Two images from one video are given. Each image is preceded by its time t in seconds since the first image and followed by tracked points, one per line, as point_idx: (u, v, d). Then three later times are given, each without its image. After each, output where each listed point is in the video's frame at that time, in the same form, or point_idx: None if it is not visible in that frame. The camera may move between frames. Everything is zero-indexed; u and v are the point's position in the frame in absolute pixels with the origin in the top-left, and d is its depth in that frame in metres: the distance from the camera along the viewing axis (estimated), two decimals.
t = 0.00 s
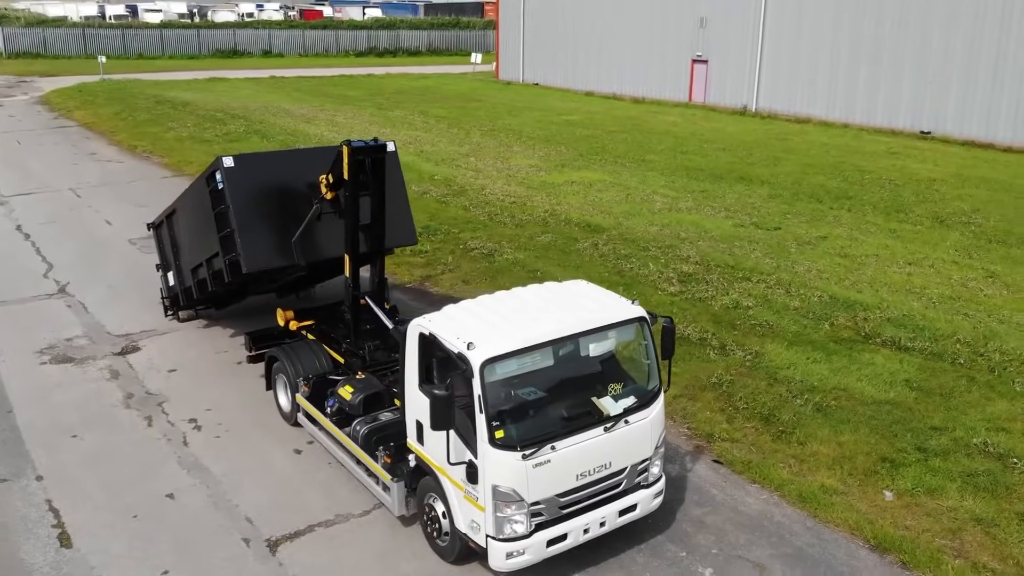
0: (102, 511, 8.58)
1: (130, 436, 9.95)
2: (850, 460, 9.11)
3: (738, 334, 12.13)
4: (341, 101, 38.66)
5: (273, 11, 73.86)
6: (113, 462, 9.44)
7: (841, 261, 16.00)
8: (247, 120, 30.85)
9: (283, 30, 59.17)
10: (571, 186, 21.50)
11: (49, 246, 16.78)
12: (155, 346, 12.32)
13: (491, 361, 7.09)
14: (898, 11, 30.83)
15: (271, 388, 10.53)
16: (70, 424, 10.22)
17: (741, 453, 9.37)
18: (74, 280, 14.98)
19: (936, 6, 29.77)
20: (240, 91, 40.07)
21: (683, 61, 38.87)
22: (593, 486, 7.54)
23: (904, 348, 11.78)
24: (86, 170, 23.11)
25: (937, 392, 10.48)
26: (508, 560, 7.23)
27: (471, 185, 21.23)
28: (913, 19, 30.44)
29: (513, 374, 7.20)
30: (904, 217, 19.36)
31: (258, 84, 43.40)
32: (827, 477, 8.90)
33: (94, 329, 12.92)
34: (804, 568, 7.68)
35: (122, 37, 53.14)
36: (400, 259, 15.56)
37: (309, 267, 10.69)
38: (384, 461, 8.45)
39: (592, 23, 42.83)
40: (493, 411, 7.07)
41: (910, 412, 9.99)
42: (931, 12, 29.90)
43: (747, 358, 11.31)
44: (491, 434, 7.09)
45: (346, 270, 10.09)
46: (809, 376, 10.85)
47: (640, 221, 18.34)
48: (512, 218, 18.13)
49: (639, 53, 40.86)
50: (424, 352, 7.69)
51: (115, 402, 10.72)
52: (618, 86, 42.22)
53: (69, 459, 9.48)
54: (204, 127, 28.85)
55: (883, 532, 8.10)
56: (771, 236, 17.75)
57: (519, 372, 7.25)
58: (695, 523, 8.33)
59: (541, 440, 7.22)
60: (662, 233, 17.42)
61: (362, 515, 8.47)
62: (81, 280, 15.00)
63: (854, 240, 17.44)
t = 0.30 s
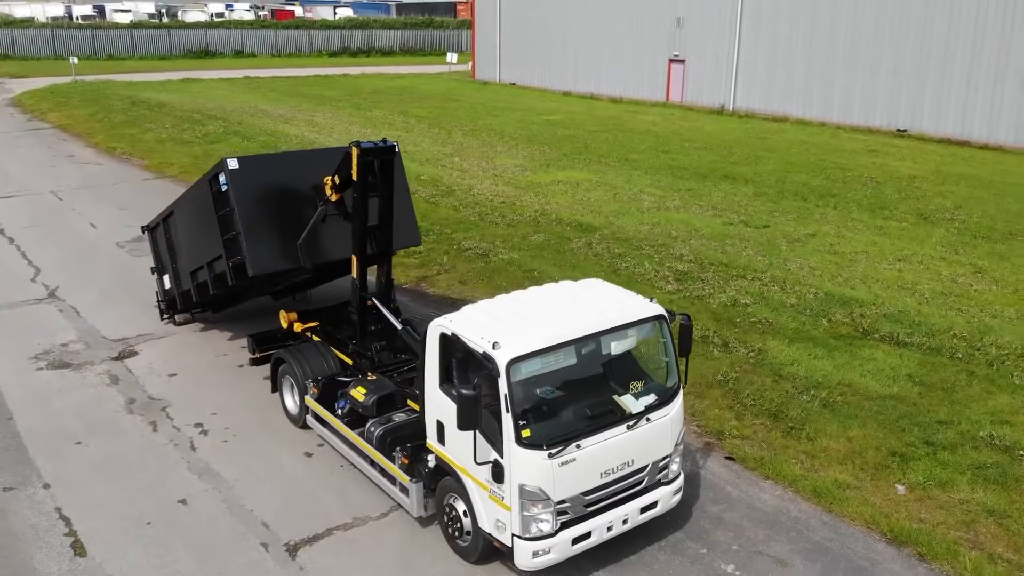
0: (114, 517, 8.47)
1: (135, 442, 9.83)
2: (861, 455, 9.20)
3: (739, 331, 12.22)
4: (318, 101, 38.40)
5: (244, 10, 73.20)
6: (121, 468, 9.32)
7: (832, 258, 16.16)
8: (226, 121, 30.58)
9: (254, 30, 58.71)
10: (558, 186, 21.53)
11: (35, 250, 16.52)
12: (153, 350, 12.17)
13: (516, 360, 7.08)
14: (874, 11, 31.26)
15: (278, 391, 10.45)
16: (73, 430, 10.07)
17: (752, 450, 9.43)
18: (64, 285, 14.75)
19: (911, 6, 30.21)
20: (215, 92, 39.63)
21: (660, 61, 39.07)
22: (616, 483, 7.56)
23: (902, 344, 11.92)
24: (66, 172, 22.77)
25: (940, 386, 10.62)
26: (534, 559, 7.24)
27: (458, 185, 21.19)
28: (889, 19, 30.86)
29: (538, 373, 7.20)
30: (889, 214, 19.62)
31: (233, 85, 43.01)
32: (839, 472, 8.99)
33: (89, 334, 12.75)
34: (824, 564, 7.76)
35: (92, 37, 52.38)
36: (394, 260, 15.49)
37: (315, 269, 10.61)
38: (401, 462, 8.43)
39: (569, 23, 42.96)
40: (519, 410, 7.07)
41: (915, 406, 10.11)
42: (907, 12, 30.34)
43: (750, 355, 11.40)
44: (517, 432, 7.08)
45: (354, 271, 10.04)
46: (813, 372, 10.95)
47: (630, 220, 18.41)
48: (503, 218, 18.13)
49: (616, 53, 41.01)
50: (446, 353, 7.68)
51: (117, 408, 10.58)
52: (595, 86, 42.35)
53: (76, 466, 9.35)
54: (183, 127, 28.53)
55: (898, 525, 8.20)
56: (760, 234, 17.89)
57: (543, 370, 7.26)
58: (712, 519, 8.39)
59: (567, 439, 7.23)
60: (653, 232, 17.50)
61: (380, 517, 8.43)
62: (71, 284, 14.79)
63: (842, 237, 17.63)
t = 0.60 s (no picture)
0: (130, 523, 8.36)
1: (144, 447, 9.71)
2: (873, 449, 9.32)
3: (740, 328, 12.32)
4: (296, 102, 38.11)
5: (214, 10, 72.44)
6: (132, 473, 9.20)
7: (823, 255, 16.34)
8: (205, 122, 30.26)
9: (226, 30, 58.12)
10: (546, 185, 21.57)
11: (22, 254, 16.25)
12: (154, 354, 12.03)
13: (545, 358, 7.09)
14: (850, 11, 31.66)
15: (287, 393, 10.39)
16: (79, 436, 9.92)
17: (765, 445, 9.51)
18: (55, 289, 14.53)
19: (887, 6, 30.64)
20: (190, 92, 39.19)
21: (638, 61, 39.26)
22: (641, 480, 7.60)
23: (901, 339, 12.09)
24: (46, 175, 22.41)
25: (942, 380, 10.79)
26: (563, 556, 7.26)
27: (447, 185, 21.15)
28: (865, 18, 31.28)
29: (565, 371, 7.21)
30: (874, 211, 19.87)
31: (207, 85, 42.56)
32: (852, 466, 9.11)
33: (86, 338, 12.57)
34: (845, 557, 7.85)
35: (60, 38, 51.55)
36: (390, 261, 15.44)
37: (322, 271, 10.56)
38: (421, 462, 8.40)
39: (546, 23, 43.07)
40: (548, 408, 7.09)
41: (920, 400, 10.26)
42: (882, 12, 30.78)
43: (754, 352, 11.50)
44: (547, 431, 7.09)
45: (364, 272, 10.02)
46: (818, 368, 11.07)
47: (621, 219, 18.49)
48: (495, 218, 18.13)
49: (594, 53, 41.16)
50: (471, 353, 7.68)
51: (123, 412, 10.45)
52: (573, 86, 42.47)
53: (85, 472, 9.21)
54: (162, 129, 28.18)
55: (915, 517, 8.31)
56: (750, 231, 18.05)
57: (570, 369, 7.27)
58: (731, 514, 8.46)
59: (594, 436, 7.25)
60: (645, 231, 17.59)
61: (400, 519, 8.41)
62: (62, 288, 14.57)
63: (831, 234, 17.83)
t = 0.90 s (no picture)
0: (150, 532, 8.26)
1: (156, 455, 9.61)
2: (885, 445, 9.45)
3: (742, 327, 12.44)
4: (273, 103, 37.83)
5: (183, 11, 71.70)
6: (146, 482, 9.09)
7: (815, 253, 16.53)
8: (185, 124, 29.96)
9: (197, 31, 57.53)
10: (534, 186, 21.63)
11: (9, 260, 16.00)
12: (156, 361, 11.90)
13: (575, 360, 7.12)
14: (827, 11, 32.05)
15: (297, 397, 10.33)
16: (88, 445, 9.80)
17: (778, 443, 9.60)
18: (47, 295, 14.32)
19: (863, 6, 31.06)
20: (165, 94, 38.77)
21: (615, 61, 39.45)
22: (667, 479, 7.65)
23: (900, 335, 12.26)
24: (27, 179, 22.07)
25: (945, 376, 10.96)
26: (593, 556, 7.29)
27: (435, 186, 21.13)
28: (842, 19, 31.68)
29: (594, 372, 7.24)
30: (860, 209, 20.14)
31: (182, 87, 42.12)
32: (865, 462, 9.23)
33: (84, 345, 12.41)
34: (866, 552, 7.96)
35: (29, 39, 50.75)
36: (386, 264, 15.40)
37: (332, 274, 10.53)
38: (443, 465, 8.39)
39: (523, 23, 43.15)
40: (578, 409, 7.12)
41: (926, 395, 10.43)
42: (859, 12, 31.19)
43: (759, 350, 11.61)
44: (577, 431, 7.12)
45: (376, 275, 9.99)
46: (823, 365, 11.19)
47: (613, 218, 18.58)
48: (487, 219, 18.15)
49: (572, 53, 41.29)
50: (497, 355, 7.71)
51: (130, 420, 10.33)
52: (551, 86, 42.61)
53: (98, 481, 9.09)
54: (141, 131, 27.85)
55: (931, 512, 8.44)
56: (740, 230, 18.22)
57: (599, 370, 7.30)
58: (751, 512, 8.53)
59: (623, 437, 7.29)
60: (637, 231, 17.68)
61: (422, 523, 8.40)
62: (54, 294, 14.36)
63: (819, 232, 18.05)
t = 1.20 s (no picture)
0: (172, 539, 8.20)
1: (169, 461, 9.53)
2: (896, 441, 9.61)
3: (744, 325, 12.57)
4: (250, 104, 37.51)
5: (152, 11, 70.86)
6: (162, 489, 9.02)
7: (807, 251, 16.74)
8: (164, 126, 29.64)
9: (168, 32, 56.88)
10: (523, 187, 21.68)
11: None
12: (159, 367, 11.79)
13: (605, 359, 7.17)
14: (803, 12, 32.41)
15: (309, 401, 10.29)
16: (99, 452, 9.69)
17: (790, 440, 9.72)
18: (41, 301, 14.12)
19: (839, 6, 31.44)
20: (139, 96, 38.31)
21: (593, 61, 39.61)
22: (693, 477, 7.73)
23: (898, 331, 12.46)
24: (7, 183, 21.72)
25: (946, 372, 11.15)
26: (623, 555, 7.35)
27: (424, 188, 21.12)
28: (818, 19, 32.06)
29: (623, 372, 7.30)
30: (845, 207, 20.42)
31: (155, 88, 41.64)
32: (878, 457, 9.38)
33: (84, 352, 12.27)
34: (886, 545, 8.11)
35: None
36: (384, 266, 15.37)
37: (343, 277, 10.51)
38: (466, 466, 8.40)
39: (500, 23, 43.18)
40: (610, 409, 7.17)
41: (930, 391, 10.62)
42: (835, 12, 31.57)
43: (764, 348, 11.73)
44: (609, 431, 7.17)
45: (389, 279, 9.98)
46: (828, 362, 11.35)
47: (604, 218, 18.68)
48: (480, 220, 18.18)
49: (549, 53, 41.41)
50: (523, 355, 7.74)
51: (139, 427, 10.23)
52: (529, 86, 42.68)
53: (113, 489, 9.00)
54: (120, 134, 27.54)
55: (947, 504, 8.60)
56: (730, 229, 18.40)
57: (627, 369, 7.35)
58: (769, 508, 8.64)
59: (653, 436, 7.35)
60: (630, 230, 17.79)
61: (447, 525, 8.42)
62: (48, 300, 14.17)
63: (808, 231, 18.28)
